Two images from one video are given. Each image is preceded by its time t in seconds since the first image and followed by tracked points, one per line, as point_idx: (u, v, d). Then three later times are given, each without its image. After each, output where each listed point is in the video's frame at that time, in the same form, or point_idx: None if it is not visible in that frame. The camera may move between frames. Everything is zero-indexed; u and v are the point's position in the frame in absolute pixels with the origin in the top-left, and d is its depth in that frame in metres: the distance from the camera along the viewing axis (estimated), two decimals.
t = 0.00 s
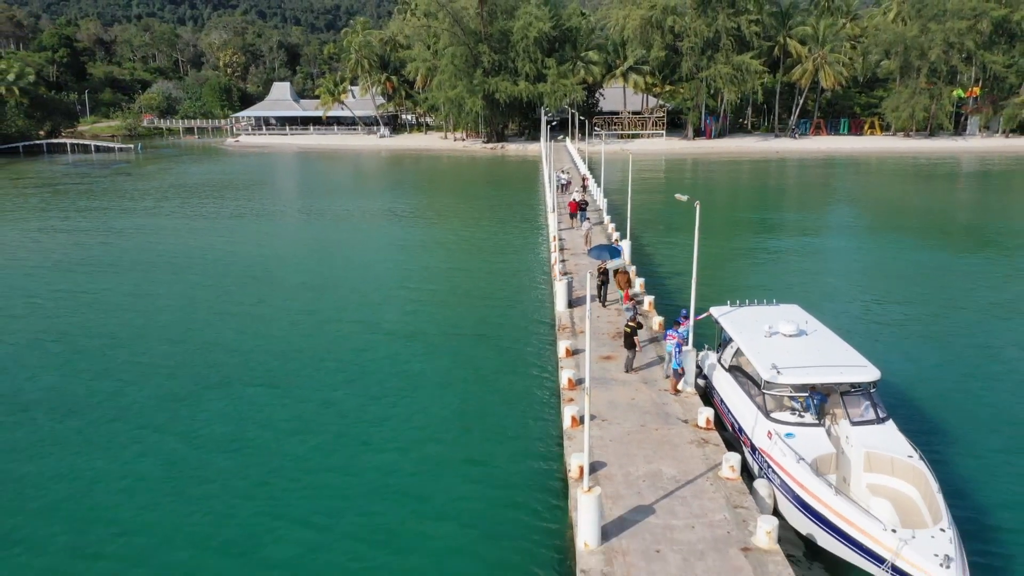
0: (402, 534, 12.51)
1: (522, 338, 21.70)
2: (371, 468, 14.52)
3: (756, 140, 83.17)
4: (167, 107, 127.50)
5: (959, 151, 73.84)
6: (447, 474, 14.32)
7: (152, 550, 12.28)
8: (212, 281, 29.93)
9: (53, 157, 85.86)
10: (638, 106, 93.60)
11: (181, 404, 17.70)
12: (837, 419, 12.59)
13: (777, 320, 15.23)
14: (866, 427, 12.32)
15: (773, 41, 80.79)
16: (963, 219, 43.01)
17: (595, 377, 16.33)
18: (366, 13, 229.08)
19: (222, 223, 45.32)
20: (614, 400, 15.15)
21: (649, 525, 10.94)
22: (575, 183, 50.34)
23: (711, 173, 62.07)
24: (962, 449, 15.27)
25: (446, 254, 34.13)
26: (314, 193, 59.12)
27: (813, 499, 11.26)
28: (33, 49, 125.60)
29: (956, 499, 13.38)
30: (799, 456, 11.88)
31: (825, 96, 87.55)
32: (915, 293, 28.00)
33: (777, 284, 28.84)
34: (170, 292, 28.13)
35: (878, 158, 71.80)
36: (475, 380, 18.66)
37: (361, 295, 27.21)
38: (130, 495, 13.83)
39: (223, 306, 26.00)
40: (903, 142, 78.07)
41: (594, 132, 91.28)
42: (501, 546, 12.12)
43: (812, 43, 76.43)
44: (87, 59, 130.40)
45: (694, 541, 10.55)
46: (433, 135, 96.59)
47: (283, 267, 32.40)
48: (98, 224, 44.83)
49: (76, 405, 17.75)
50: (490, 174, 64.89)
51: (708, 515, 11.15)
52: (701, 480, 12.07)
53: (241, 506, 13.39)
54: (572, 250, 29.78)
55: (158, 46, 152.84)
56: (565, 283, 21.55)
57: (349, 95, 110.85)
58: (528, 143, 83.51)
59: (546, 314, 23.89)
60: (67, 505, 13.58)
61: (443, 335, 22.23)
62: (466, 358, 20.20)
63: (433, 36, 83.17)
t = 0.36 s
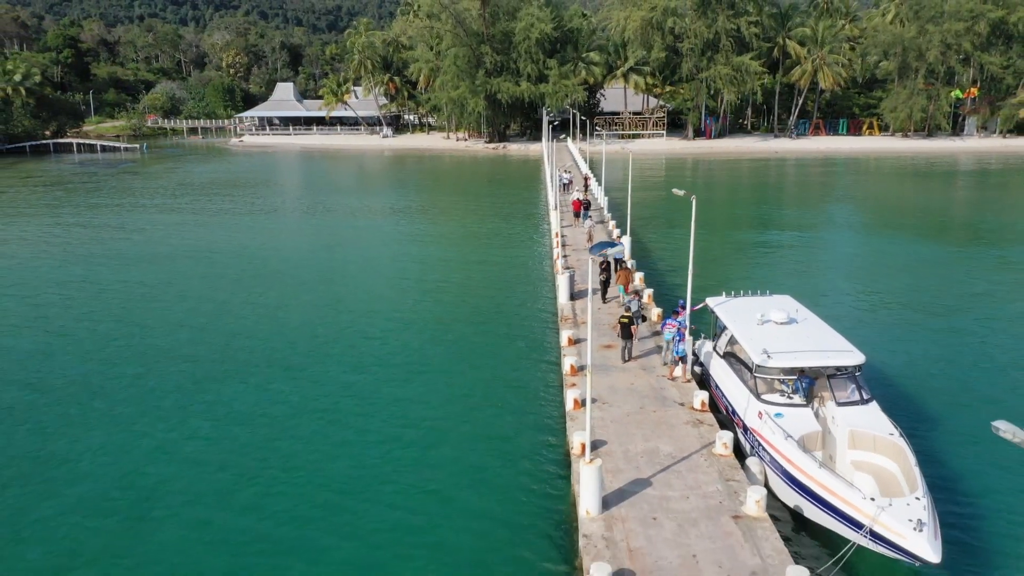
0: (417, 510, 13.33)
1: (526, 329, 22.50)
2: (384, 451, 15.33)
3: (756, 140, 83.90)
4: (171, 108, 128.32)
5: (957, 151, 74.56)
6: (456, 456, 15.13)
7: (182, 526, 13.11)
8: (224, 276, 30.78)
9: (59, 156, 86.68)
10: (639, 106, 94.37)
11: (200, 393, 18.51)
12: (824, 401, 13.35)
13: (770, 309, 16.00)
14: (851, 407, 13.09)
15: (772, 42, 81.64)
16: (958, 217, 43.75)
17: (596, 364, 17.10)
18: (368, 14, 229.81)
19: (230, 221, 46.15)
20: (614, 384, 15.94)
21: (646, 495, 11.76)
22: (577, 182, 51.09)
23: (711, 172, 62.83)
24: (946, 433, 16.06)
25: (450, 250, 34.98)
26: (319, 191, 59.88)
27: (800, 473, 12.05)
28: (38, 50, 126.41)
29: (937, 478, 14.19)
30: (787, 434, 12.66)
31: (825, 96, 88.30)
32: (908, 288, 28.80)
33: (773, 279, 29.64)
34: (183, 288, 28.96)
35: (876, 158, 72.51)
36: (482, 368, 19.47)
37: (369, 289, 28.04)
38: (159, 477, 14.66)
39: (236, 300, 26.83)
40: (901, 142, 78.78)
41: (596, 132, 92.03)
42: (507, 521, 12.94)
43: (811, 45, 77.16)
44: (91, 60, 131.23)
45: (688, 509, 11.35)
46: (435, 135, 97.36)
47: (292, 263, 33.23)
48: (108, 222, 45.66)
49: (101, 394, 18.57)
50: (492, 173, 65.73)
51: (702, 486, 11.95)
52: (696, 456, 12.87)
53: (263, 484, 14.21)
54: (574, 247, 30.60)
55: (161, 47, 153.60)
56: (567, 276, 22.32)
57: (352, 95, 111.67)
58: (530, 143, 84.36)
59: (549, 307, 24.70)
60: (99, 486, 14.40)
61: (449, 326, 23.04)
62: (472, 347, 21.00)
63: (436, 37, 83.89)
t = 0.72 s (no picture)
0: (426, 497, 14.05)
1: (529, 325, 23.22)
2: (394, 441, 16.02)
3: (756, 140, 84.55)
4: (175, 108, 129.08)
5: (954, 151, 75.20)
6: (463, 445, 15.82)
7: (204, 510, 13.81)
8: (233, 273, 31.52)
9: (65, 156, 87.36)
10: (639, 106, 95.06)
11: (216, 386, 19.22)
12: (814, 387, 14.02)
13: (764, 300, 16.71)
14: (840, 392, 13.75)
15: (772, 42, 82.33)
16: (955, 214, 44.37)
17: (597, 355, 17.77)
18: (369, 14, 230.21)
19: (236, 218, 46.90)
20: (614, 372, 16.63)
21: (645, 473, 12.44)
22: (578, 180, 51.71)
23: (711, 171, 63.54)
24: (934, 419, 16.70)
25: (453, 245, 35.76)
26: (322, 190, 60.50)
27: (790, 452, 12.70)
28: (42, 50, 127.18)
29: (924, 460, 14.82)
30: (778, 416, 13.32)
31: (824, 96, 88.97)
32: (903, 282, 29.50)
33: (770, 274, 30.37)
34: (194, 284, 29.72)
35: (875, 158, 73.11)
36: (487, 362, 20.20)
37: (376, 285, 28.80)
38: (180, 464, 15.40)
39: (246, 298, 27.59)
40: (900, 142, 79.43)
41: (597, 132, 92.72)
42: (513, 507, 13.66)
43: (811, 45, 77.77)
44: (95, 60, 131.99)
45: (684, 485, 12.04)
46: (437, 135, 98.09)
47: (299, 259, 33.97)
48: (117, 220, 46.44)
49: (120, 386, 19.28)
50: (495, 172, 66.47)
51: (698, 465, 12.64)
52: (692, 438, 13.55)
53: (279, 473, 14.96)
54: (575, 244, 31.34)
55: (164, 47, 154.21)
56: (568, 271, 23.02)
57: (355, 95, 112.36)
58: (531, 143, 85.11)
59: (551, 302, 25.45)
60: (124, 473, 15.11)
61: (454, 320, 23.80)
62: (477, 342, 21.76)
63: (438, 38, 84.55)
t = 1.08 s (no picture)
0: (434, 482, 14.75)
1: (534, 318, 24.02)
2: (405, 430, 16.75)
3: (756, 139, 85.13)
4: (179, 107, 129.74)
5: (953, 150, 75.80)
6: (470, 432, 16.55)
7: (221, 494, 14.47)
8: (242, 268, 32.19)
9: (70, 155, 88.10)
10: (640, 106, 95.68)
11: (229, 378, 19.90)
12: (807, 373, 14.68)
13: (758, 291, 17.41)
14: (831, 377, 14.40)
15: (772, 42, 82.87)
16: (951, 212, 45.08)
17: (599, 344, 18.42)
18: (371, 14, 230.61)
19: (242, 215, 47.58)
20: (615, 360, 17.30)
21: (644, 452, 13.10)
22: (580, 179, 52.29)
23: (712, 170, 64.18)
24: (923, 405, 17.37)
25: (458, 240, 36.53)
26: (326, 188, 61.10)
27: (782, 432, 13.40)
28: (46, 49, 127.85)
29: (911, 442, 15.50)
30: (772, 399, 14.02)
31: (824, 96, 89.59)
32: (897, 276, 30.25)
33: (767, 269, 31.09)
34: (204, 279, 30.41)
35: (874, 157, 73.67)
36: (493, 355, 20.99)
37: (383, 279, 29.51)
38: (200, 451, 16.11)
39: (255, 292, 28.28)
40: (899, 141, 79.97)
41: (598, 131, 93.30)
42: (518, 490, 14.38)
43: (810, 45, 78.40)
44: (98, 60, 132.61)
45: (682, 463, 12.70)
46: (440, 134, 98.76)
47: (306, 255, 34.64)
48: (124, 216, 47.09)
49: (137, 378, 19.95)
50: (497, 171, 67.14)
51: (694, 445, 13.30)
52: (689, 420, 14.22)
53: (296, 459, 15.68)
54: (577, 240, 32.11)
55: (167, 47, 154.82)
56: (571, 265, 23.72)
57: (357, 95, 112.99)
58: (533, 142, 85.77)
59: (554, 295, 26.21)
60: (143, 459, 15.78)
61: (462, 314, 24.56)
62: (484, 335, 22.51)
63: (441, 38, 85.21)
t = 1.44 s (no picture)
0: (438, 472, 15.10)
1: (537, 315, 24.43)
2: (411, 423, 17.13)
3: (757, 139, 85.38)
4: (181, 107, 130.09)
5: (953, 150, 76.06)
6: (475, 425, 16.93)
7: (229, 485, 14.81)
8: (246, 266, 32.55)
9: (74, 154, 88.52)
10: (641, 105, 95.95)
11: (235, 373, 20.25)
12: (803, 366, 15.06)
13: (756, 286, 17.80)
14: (827, 370, 14.78)
15: (773, 42, 83.11)
16: (950, 211, 45.45)
17: (599, 340, 18.77)
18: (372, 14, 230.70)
19: (245, 213, 47.90)
20: (616, 355, 17.66)
21: (644, 442, 13.46)
22: (581, 178, 52.55)
23: (713, 169, 64.52)
24: (916, 400, 17.76)
25: (461, 239, 36.92)
26: (329, 187, 61.40)
27: (779, 422, 13.79)
28: (49, 49, 128.17)
29: (904, 434, 15.95)
30: (769, 391, 14.41)
31: (825, 96, 89.86)
32: (894, 274, 30.68)
33: (766, 267, 31.47)
34: (209, 276, 30.74)
35: (874, 156, 73.91)
36: (497, 350, 21.38)
37: (387, 277, 29.89)
38: (210, 444, 16.47)
39: (261, 289, 28.63)
40: (900, 141, 80.17)
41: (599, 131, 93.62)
42: (521, 480, 14.76)
43: (811, 46, 78.72)
44: (101, 60, 132.94)
45: (681, 452, 13.05)
46: (441, 134, 99.12)
47: (310, 253, 34.98)
48: (129, 215, 47.41)
49: (144, 374, 20.30)
50: (499, 170, 67.52)
51: (693, 436, 13.65)
52: (689, 412, 14.56)
53: (303, 451, 16.04)
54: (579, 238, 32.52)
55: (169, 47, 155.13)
56: (572, 262, 23.93)
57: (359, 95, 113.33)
58: (534, 142, 86.09)
59: (556, 294, 26.64)
60: (153, 451, 16.15)
61: (465, 311, 24.97)
62: (487, 332, 22.90)
63: (443, 38, 85.59)
